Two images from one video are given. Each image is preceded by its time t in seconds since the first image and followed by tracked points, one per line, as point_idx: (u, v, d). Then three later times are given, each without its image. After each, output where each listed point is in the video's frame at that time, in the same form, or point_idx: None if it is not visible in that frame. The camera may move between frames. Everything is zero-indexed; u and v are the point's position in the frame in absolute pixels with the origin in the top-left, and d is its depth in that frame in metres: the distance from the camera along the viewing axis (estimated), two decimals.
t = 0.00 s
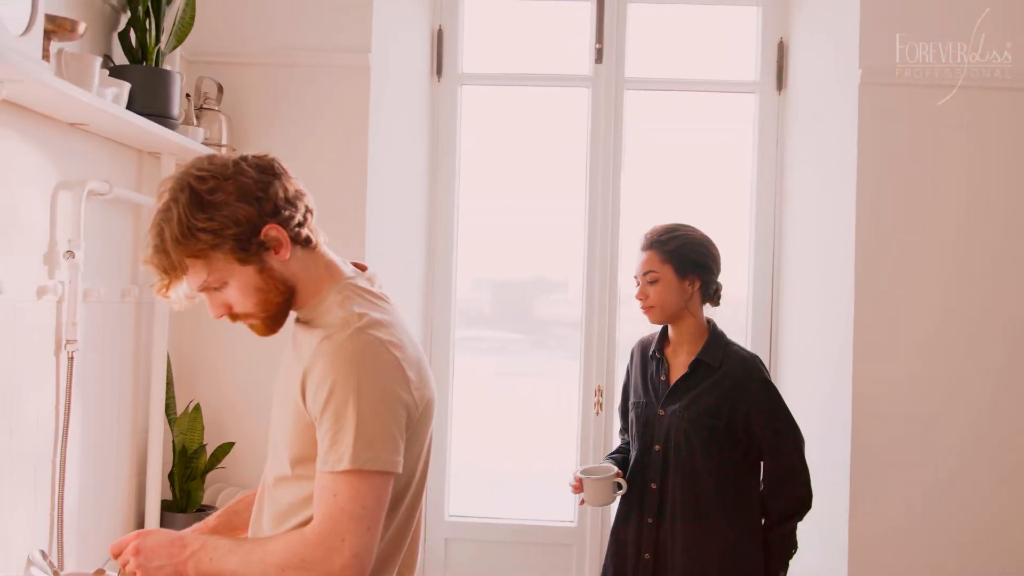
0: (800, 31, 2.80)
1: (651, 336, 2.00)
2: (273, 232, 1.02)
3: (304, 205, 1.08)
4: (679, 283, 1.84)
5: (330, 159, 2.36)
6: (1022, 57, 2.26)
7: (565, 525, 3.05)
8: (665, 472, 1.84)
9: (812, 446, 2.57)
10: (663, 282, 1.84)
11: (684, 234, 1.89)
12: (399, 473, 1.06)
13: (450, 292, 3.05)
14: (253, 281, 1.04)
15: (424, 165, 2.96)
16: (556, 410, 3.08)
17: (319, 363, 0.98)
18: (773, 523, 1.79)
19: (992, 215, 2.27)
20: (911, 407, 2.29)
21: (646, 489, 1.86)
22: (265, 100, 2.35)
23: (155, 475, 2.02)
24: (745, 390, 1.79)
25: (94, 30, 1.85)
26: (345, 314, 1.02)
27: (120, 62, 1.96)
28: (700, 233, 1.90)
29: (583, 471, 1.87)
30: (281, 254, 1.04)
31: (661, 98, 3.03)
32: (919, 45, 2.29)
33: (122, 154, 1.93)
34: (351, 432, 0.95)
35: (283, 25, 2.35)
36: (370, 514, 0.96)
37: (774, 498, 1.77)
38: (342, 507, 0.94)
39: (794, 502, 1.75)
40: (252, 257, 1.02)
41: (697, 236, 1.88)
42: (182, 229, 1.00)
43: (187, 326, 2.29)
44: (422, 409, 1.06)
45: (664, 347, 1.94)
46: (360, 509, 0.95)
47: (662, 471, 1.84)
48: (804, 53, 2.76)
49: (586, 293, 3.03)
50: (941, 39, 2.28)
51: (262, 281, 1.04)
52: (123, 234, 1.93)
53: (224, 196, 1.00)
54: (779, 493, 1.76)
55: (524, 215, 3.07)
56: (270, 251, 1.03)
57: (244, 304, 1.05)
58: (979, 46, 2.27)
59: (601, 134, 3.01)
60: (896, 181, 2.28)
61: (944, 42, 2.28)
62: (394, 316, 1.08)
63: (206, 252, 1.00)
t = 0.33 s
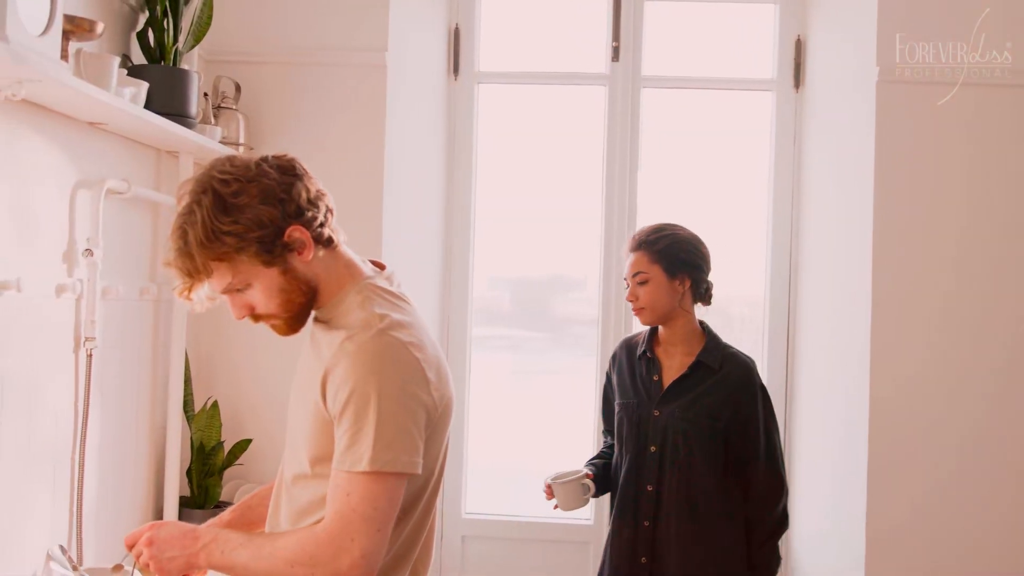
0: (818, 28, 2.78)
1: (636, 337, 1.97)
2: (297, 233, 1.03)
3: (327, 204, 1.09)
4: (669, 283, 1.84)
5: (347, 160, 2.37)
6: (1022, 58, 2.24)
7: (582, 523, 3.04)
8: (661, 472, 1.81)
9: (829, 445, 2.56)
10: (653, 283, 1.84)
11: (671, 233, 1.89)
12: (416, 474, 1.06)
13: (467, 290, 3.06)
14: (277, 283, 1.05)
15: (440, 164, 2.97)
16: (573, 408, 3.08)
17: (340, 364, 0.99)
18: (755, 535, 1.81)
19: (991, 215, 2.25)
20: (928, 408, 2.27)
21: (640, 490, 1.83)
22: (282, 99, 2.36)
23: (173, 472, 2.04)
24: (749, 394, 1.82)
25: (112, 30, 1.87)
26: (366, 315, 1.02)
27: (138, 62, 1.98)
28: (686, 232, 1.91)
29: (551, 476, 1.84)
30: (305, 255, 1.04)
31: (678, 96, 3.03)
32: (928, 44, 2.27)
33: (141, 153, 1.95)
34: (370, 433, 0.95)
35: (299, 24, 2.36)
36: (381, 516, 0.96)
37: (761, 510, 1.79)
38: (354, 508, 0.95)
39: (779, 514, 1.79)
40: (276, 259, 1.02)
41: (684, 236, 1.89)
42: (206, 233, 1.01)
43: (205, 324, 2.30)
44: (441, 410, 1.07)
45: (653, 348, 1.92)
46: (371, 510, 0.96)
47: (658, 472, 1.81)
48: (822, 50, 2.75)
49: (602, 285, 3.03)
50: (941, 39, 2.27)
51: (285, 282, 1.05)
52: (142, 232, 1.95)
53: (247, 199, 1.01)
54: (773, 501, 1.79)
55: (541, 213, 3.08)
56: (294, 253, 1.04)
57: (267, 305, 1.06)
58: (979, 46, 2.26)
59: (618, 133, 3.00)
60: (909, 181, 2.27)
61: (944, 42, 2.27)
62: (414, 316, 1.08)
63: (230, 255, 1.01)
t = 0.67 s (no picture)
0: (835, 20, 2.77)
1: (613, 326, 2.03)
2: (313, 229, 1.03)
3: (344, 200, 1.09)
4: (644, 269, 1.90)
5: (364, 157, 2.38)
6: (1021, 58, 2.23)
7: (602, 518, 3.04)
8: (643, 462, 1.87)
9: (849, 438, 2.56)
10: (628, 269, 1.89)
11: (644, 219, 1.95)
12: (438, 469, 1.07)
13: (485, 286, 3.06)
14: (292, 278, 1.05)
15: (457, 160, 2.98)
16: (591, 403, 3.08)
17: (360, 362, 0.99)
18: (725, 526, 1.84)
19: (991, 214, 2.24)
20: (936, 407, 2.26)
21: (624, 481, 1.88)
22: (298, 98, 2.37)
23: (194, 469, 2.05)
24: (725, 379, 1.88)
25: (128, 30, 1.88)
26: (385, 314, 1.03)
27: (155, 62, 1.99)
28: (659, 218, 1.96)
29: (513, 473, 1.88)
30: (320, 251, 1.05)
31: (694, 91, 3.03)
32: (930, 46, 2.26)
33: (158, 152, 1.97)
34: (393, 432, 0.96)
35: (314, 22, 2.37)
36: (411, 512, 0.97)
37: (733, 499, 1.83)
38: (384, 505, 0.96)
39: (752, 502, 1.84)
40: (290, 254, 1.03)
41: (658, 222, 1.95)
42: (222, 226, 1.01)
43: (224, 321, 2.32)
44: (459, 407, 1.07)
45: (629, 336, 1.97)
46: (400, 506, 0.96)
47: (639, 462, 1.86)
48: (839, 42, 2.73)
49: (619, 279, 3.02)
50: (942, 39, 2.25)
51: (301, 277, 1.06)
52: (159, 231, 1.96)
53: (264, 194, 1.02)
54: (746, 490, 1.83)
55: (558, 209, 3.07)
56: (309, 248, 1.04)
57: (282, 300, 1.06)
58: (979, 46, 2.25)
59: (634, 127, 3.00)
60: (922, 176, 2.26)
61: (945, 42, 2.25)
62: (430, 313, 1.09)
63: (246, 249, 1.02)
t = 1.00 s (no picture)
0: (851, 15, 2.76)
1: (586, 321, 2.01)
2: (320, 225, 1.04)
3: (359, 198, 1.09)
4: (614, 261, 1.87)
5: (381, 155, 2.38)
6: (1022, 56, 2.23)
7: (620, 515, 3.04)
8: (620, 455, 1.85)
9: (868, 434, 2.55)
10: (596, 262, 1.87)
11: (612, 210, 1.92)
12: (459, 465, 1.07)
13: (502, 284, 3.07)
14: (301, 273, 1.06)
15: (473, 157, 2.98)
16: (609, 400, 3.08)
17: (376, 360, 0.99)
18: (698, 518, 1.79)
19: (996, 213, 2.23)
20: (932, 407, 2.25)
21: (603, 474, 1.86)
22: (315, 97, 2.38)
23: (213, 467, 2.06)
24: (700, 367, 1.85)
25: (144, 31, 1.89)
26: (400, 311, 1.03)
27: (171, 62, 2.00)
28: (627, 206, 1.93)
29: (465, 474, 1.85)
30: (327, 247, 1.05)
31: (711, 86, 3.02)
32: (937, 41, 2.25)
33: (175, 152, 1.98)
34: (416, 428, 0.96)
35: (329, 22, 2.38)
36: (443, 505, 0.98)
37: (704, 491, 1.78)
38: (416, 500, 0.97)
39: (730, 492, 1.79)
40: (297, 249, 1.04)
41: (625, 212, 1.91)
42: (231, 220, 1.03)
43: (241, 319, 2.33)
44: (478, 402, 1.08)
45: (605, 329, 1.95)
46: (433, 500, 0.97)
47: (617, 455, 1.85)
48: (855, 36, 2.72)
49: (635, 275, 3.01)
50: (942, 39, 2.25)
51: (310, 273, 1.06)
52: (176, 230, 1.97)
53: (272, 188, 1.03)
54: (719, 480, 1.78)
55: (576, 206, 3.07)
56: (317, 244, 1.05)
57: (291, 295, 1.07)
58: (979, 46, 2.24)
59: (650, 123, 3.00)
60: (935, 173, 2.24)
61: (945, 42, 2.24)
62: (445, 310, 1.09)
63: (252, 243, 1.03)
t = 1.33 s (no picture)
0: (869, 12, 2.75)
1: (568, 319, 1.89)
2: (325, 220, 1.04)
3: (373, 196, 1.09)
4: (593, 261, 1.76)
5: (397, 154, 2.39)
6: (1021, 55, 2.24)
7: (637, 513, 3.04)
8: (608, 453, 1.73)
9: (886, 432, 2.54)
10: (575, 263, 1.75)
11: (589, 206, 1.79)
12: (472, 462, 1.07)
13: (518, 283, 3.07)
14: (306, 266, 1.06)
15: (490, 156, 2.99)
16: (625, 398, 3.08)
17: (390, 356, 1.00)
18: (679, 514, 1.68)
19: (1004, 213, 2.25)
20: (942, 407, 2.27)
21: (589, 472, 1.74)
22: (331, 96, 2.40)
23: (230, 464, 2.07)
24: (687, 358, 1.75)
25: (161, 32, 1.91)
26: (414, 308, 1.03)
27: (188, 62, 2.02)
28: (604, 202, 1.80)
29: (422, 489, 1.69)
30: (332, 243, 1.05)
31: (727, 84, 3.01)
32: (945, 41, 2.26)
33: (192, 151, 1.99)
34: (429, 426, 0.96)
35: (345, 21, 2.39)
36: (456, 502, 0.98)
37: (691, 484, 1.68)
38: (430, 497, 0.97)
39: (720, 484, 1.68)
40: (302, 243, 1.04)
41: (603, 208, 1.78)
42: (240, 208, 1.05)
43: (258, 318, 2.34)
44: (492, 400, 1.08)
45: (589, 326, 1.84)
46: (446, 498, 0.97)
47: (606, 452, 1.73)
48: (872, 34, 2.71)
49: (651, 274, 3.01)
50: (941, 39, 2.26)
51: (315, 266, 1.07)
52: (193, 229, 1.98)
53: (281, 181, 1.04)
54: (705, 474, 1.67)
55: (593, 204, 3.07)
56: (322, 239, 1.05)
57: (297, 287, 1.08)
58: (979, 46, 2.25)
59: (667, 121, 3.00)
60: (944, 173, 2.25)
61: (945, 41, 2.26)
62: (460, 309, 1.09)
63: (258, 232, 1.04)
